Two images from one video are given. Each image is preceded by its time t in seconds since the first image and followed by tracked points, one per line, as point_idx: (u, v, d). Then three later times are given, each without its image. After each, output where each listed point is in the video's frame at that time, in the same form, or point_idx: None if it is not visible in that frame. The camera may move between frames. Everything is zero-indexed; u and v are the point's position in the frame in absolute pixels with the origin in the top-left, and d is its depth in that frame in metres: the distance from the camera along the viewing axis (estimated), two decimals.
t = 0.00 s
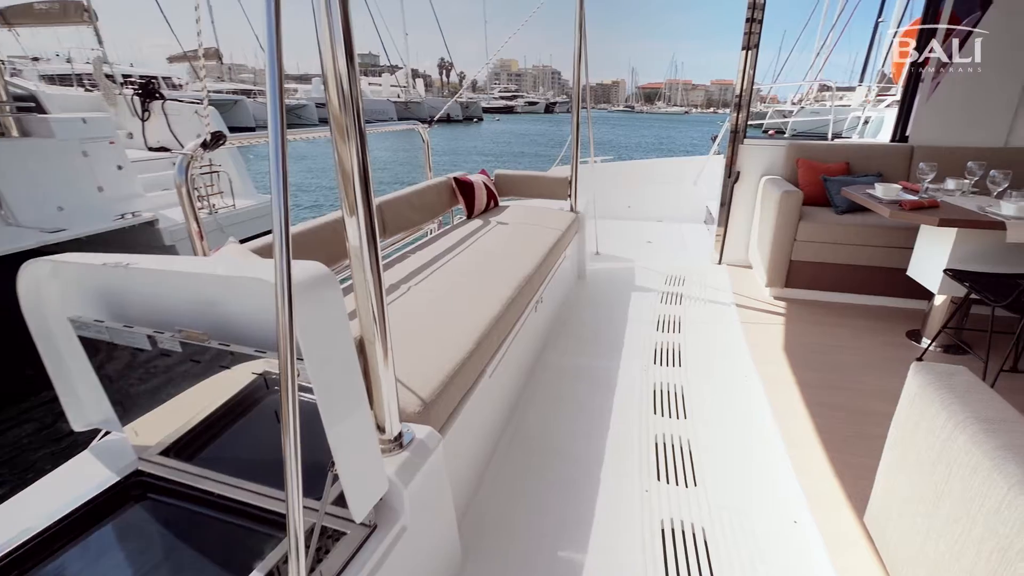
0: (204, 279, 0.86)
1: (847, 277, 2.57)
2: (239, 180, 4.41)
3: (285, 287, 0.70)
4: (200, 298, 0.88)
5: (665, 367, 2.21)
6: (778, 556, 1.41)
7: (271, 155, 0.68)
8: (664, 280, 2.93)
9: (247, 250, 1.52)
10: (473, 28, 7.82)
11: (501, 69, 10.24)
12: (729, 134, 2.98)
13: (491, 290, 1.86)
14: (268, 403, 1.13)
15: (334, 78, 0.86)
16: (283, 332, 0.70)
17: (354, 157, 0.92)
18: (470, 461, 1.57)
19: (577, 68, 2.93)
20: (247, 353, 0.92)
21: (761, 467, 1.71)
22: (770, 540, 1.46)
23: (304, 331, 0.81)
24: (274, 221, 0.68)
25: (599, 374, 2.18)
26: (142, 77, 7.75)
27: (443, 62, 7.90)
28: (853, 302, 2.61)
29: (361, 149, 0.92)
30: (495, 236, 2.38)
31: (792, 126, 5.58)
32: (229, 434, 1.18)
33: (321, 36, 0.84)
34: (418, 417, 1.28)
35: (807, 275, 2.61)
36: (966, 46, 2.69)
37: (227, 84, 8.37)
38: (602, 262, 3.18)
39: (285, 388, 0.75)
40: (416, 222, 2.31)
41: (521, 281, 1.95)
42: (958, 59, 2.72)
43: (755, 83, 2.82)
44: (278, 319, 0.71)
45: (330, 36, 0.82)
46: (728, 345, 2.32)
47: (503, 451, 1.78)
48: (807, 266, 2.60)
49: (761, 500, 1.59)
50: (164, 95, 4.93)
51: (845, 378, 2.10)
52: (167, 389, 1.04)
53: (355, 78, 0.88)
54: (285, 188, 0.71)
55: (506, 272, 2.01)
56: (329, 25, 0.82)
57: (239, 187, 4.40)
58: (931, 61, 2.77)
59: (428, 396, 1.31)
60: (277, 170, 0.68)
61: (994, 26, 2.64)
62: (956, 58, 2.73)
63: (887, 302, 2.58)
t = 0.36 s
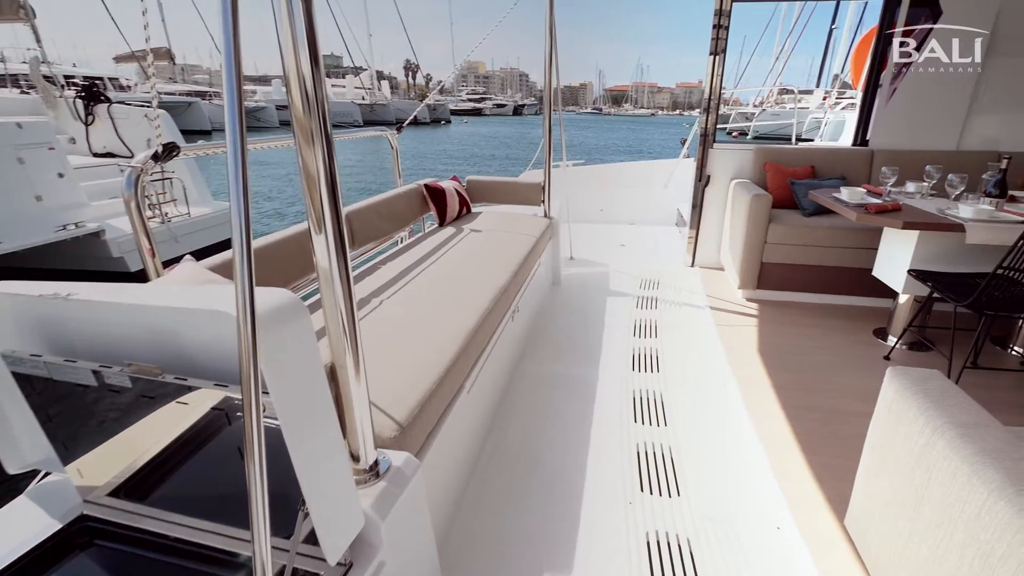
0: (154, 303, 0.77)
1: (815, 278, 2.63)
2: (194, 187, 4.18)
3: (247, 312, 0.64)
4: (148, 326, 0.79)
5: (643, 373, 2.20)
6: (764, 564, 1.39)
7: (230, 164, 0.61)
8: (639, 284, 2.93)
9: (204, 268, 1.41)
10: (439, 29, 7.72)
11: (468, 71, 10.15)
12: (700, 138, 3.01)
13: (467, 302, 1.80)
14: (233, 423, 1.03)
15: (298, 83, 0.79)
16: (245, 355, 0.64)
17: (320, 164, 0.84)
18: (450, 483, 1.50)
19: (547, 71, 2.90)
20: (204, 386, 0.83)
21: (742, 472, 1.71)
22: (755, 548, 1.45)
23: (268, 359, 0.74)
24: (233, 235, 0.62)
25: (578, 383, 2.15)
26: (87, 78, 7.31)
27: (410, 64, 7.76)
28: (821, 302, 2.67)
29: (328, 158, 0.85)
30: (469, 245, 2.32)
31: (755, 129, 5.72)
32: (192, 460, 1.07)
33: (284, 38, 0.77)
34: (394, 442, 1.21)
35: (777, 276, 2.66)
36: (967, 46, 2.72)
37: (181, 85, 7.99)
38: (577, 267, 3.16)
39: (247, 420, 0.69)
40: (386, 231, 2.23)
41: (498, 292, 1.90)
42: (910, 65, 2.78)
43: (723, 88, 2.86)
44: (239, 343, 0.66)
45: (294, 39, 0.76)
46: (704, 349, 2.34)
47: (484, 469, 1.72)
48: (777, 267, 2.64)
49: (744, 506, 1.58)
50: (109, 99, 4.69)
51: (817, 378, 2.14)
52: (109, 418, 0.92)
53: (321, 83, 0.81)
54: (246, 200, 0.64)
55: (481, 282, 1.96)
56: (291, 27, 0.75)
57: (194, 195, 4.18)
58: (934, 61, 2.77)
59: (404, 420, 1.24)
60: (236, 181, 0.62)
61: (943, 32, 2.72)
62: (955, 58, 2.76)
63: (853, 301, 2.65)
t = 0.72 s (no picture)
0: (96, 333, 0.68)
1: (787, 281, 2.67)
2: (148, 195, 3.96)
3: (201, 329, 0.56)
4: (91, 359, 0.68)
5: (624, 382, 2.17)
6: None
7: (178, 168, 0.53)
8: (617, 289, 2.92)
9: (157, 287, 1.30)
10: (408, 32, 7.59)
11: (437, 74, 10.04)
12: (673, 143, 3.03)
13: (443, 315, 1.73)
14: (192, 461, 0.84)
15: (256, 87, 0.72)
16: (201, 388, 0.56)
17: (283, 174, 0.77)
18: (427, 508, 1.42)
19: (522, 76, 2.86)
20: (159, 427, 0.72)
21: (725, 480, 1.68)
22: (742, 558, 1.41)
23: (225, 393, 0.66)
24: (183, 252, 0.54)
25: (559, 394, 2.11)
26: (29, 79, 6.89)
27: (377, 67, 7.62)
28: (793, 303, 2.72)
29: (292, 170, 0.78)
30: (444, 255, 2.26)
31: (723, 133, 5.83)
32: (153, 495, 0.82)
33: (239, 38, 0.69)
34: (370, 471, 1.13)
35: (751, 280, 2.68)
36: (966, 47, 2.81)
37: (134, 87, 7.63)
38: (554, 273, 3.13)
39: (205, 451, 0.59)
40: (356, 242, 2.14)
41: (475, 303, 1.84)
42: (875, 71, 2.88)
43: (694, 94, 2.89)
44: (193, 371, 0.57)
45: (250, 39, 0.68)
46: (683, 355, 2.33)
47: (464, 489, 1.64)
48: (751, 271, 2.67)
49: (729, 515, 1.55)
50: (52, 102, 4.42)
51: (793, 380, 2.16)
52: (29, 452, 0.72)
53: (281, 88, 0.74)
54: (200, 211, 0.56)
55: (457, 294, 1.89)
56: (248, 25, 0.68)
57: (147, 203, 3.95)
58: (934, 61, 2.85)
59: (380, 446, 1.16)
60: (186, 194, 0.54)
61: (932, 34, 2.80)
62: (955, 58, 2.84)
63: (824, 302, 2.70)
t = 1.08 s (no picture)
0: None
1: (758, 284, 2.69)
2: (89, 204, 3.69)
3: (123, 373, 0.42)
4: None
5: (600, 392, 2.10)
6: None
7: (84, 176, 0.39)
8: (590, 296, 2.88)
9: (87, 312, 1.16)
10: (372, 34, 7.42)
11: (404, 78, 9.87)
12: (643, 148, 3.02)
13: (411, 333, 1.63)
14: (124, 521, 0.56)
15: (188, 85, 0.58)
16: (123, 464, 0.41)
17: (222, 185, 0.62)
18: (395, 542, 1.30)
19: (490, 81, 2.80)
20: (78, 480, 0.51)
21: (703, 491, 1.62)
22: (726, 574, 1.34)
23: (152, 450, 0.52)
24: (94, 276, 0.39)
25: (534, 408, 2.02)
26: None
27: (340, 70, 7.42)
28: (764, 307, 2.73)
29: (235, 182, 0.64)
30: (413, 266, 2.17)
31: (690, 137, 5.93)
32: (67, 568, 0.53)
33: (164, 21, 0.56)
34: (333, 509, 1.01)
35: (723, 284, 2.69)
36: (965, 46, 2.91)
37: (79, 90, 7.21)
38: (526, 280, 3.07)
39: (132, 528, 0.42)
40: (318, 254, 2.02)
41: (445, 317, 1.75)
42: (837, 77, 2.95)
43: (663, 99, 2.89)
44: (110, 438, 0.42)
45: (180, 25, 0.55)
46: (658, 363, 2.30)
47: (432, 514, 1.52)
48: (723, 275, 2.68)
49: (711, 528, 1.48)
50: None
51: (768, 385, 2.15)
52: None
53: (219, 88, 0.60)
54: (113, 226, 0.41)
55: (424, 309, 1.80)
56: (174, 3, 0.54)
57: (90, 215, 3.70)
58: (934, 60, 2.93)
59: (342, 480, 1.05)
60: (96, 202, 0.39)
61: (932, 35, 2.89)
62: (954, 58, 2.94)
63: (793, 305, 2.73)
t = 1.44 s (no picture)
0: None
1: (724, 290, 2.68)
2: None
3: None
4: None
5: (570, 410, 2.01)
6: None
7: None
8: (557, 306, 2.81)
9: None
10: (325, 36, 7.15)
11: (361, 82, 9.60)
12: (607, 154, 2.97)
13: (362, 358, 1.50)
14: None
15: (38, 83, 0.33)
16: None
17: (98, 207, 0.36)
18: None
19: (448, 85, 2.69)
20: None
21: (681, 514, 1.54)
22: None
23: None
24: None
25: (501, 431, 1.90)
26: None
27: (293, 73, 7.11)
28: (730, 312, 2.73)
29: (122, 202, 0.38)
30: (368, 283, 2.02)
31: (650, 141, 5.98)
32: None
33: None
34: None
35: (690, 291, 2.66)
36: (963, 46, 3.03)
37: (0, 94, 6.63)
38: (491, 291, 2.97)
39: None
40: (261, 273, 1.86)
41: (402, 339, 1.62)
42: (793, 84, 2.99)
43: (626, 105, 2.85)
44: None
45: None
46: (629, 375, 2.23)
47: (391, 559, 1.37)
48: (690, 282, 2.66)
49: (690, 555, 1.40)
50: None
51: (739, 393, 2.12)
52: None
53: (91, 87, 0.35)
54: None
55: (378, 331, 1.66)
56: None
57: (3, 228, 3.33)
58: (933, 60, 3.04)
59: (278, 546, 0.90)
60: None
61: (931, 36, 3.00)
62: (953, 58, 3.05)
63: (758, 309, 2.74)
